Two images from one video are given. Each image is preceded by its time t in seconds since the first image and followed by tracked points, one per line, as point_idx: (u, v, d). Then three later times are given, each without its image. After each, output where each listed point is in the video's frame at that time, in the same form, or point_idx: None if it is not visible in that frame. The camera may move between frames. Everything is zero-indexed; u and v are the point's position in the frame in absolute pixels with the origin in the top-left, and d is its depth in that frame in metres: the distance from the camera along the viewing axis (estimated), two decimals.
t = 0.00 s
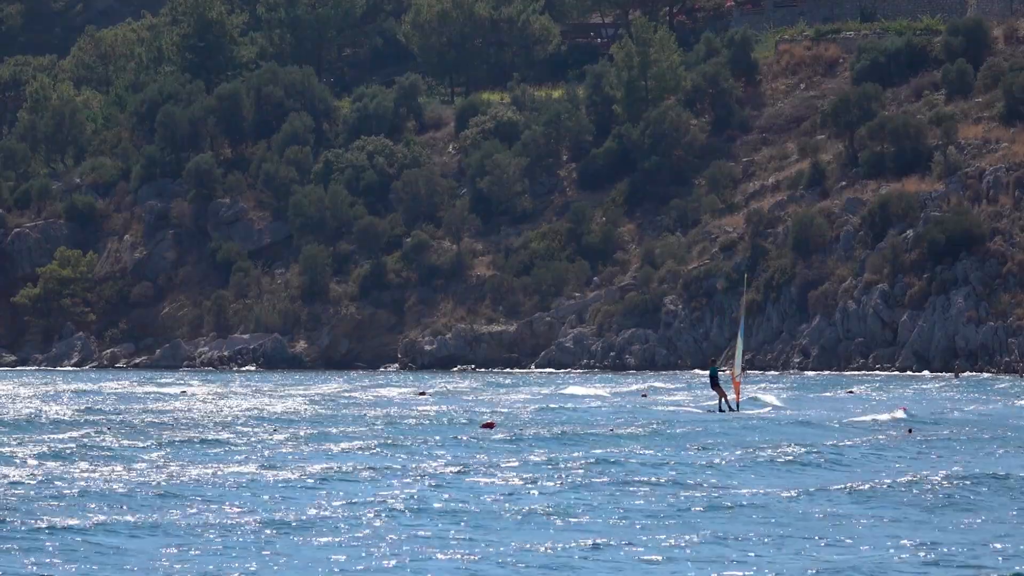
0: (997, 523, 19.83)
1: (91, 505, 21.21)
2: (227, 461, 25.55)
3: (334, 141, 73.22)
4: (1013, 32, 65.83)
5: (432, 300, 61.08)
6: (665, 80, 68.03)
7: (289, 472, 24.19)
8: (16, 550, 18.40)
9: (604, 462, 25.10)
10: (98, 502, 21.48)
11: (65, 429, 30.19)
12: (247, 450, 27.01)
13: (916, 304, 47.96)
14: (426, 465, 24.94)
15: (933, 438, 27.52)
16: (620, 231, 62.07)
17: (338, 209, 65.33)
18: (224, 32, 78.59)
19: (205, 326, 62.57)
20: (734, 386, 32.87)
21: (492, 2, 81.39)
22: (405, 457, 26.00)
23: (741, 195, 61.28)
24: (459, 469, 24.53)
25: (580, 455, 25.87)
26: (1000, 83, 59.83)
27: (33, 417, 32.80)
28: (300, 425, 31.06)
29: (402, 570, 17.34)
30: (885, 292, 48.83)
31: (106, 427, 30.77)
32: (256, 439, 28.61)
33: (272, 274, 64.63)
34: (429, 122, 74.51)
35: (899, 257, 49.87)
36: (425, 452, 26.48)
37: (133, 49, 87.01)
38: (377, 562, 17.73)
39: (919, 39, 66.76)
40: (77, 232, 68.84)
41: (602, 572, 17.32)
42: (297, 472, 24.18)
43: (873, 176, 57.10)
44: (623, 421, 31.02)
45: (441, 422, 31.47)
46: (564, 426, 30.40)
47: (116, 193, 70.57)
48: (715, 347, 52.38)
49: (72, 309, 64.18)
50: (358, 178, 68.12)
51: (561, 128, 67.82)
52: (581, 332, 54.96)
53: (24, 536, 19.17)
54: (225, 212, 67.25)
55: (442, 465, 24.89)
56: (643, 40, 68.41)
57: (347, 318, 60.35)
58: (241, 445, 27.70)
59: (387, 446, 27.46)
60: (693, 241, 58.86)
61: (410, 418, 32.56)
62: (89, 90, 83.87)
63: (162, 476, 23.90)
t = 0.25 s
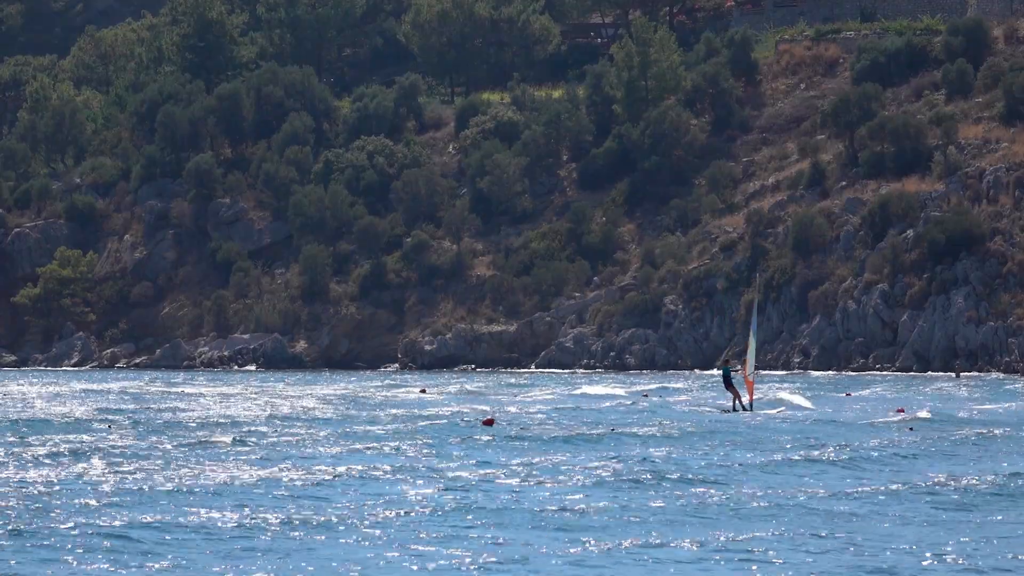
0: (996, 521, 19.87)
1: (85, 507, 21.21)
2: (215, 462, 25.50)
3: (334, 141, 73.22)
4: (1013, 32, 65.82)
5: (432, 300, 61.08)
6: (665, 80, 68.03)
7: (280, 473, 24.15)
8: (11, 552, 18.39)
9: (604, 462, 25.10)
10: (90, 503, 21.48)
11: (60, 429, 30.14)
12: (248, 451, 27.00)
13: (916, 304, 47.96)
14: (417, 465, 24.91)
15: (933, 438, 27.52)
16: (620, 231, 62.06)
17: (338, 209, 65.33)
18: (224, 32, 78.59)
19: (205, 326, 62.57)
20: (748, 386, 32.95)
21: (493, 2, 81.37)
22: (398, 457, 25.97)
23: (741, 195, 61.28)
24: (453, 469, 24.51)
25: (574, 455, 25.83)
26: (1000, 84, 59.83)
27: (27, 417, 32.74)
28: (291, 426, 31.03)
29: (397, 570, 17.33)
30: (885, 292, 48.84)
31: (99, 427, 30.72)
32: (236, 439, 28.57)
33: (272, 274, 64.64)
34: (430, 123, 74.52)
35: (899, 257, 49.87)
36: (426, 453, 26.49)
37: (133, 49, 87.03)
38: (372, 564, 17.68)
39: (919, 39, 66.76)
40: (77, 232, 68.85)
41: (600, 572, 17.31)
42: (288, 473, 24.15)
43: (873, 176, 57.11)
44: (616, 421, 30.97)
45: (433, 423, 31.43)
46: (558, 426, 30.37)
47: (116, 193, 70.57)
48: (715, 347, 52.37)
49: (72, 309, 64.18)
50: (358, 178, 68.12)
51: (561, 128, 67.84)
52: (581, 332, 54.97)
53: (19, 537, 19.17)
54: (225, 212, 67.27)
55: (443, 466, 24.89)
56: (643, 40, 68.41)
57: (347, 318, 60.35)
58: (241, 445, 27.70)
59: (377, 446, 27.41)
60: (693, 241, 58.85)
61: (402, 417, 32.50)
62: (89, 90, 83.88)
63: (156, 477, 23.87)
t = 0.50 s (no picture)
0: (1000, 521, 19.90)
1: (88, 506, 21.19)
2: (212, 463, 25.47)
3: (334, 141, 73.22)
4: (1014, 32, 65.82)
5: (432, 300, 61.08)
6: (666, 80, 68.01)
7: (281, 474, 24.16)
8: (15, 552, 18.36)
9: (604, 463, 25.10)
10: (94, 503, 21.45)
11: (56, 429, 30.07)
12: (249, 451, 27.00)
13: (916, 304, 47.95)
14: (417, 466, 24.92)
15: (933, 438, 27.51)
16: (620, 231, 62.05)
17: (338, 209, 65.38)
18: (224, 31, 78.60)
19: (205, 326, 62.57)
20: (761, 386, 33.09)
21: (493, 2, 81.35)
22: (395, 458, 25.97)
23: (741, 195, 61.28)
24: (452, 470, 24.52)
25: (572, 456, 25.84)
26: (1000, 84, 59.83)
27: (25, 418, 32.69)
28: (290, 426, 31.03)
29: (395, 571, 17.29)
30: (885, 292, 48.84)
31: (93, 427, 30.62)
32: (233, 439, 28.57)
33: (272, 274, 64.64)
34: (430, 123, 74.52)
35: (899, 257, 49.87)
36: (426, 453, 26.49)
37: (133, 49, 87.03)
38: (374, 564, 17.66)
39: (920, 39, 66.75)
40: (77, 232, 68.83)
41: (599, 572, 17.30)
42: (290, 474, 24.15)
43: (873, 176, 57.11)
44: (616, 422, 31.01)
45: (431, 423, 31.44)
46: (558, 426, 30.37)
47: (116, 193, 70.57)
48: (715, 347, 52.36)
49: (73, 309, 64.17)
50: (358, 178, 68.12)
51: (562, 128, 67.85)
52: (582, 332, 54.97)
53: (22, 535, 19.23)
54: (226, 212, 67.30)
55: (443, 466, 24.89)
56: (643, 40, 68.42)
57: (347, 318, 60.35)
58: (242, 445, 27.70)
59: (375, 446, 27.45)
60: (693, 241, 58.85)
61: (401, 418, 32.50)
62: (89, 90, 83.89)
63: (156, 477, 23.86)
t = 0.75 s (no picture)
0: (1004, 520, 19.98)
1: (91, 508, 21.17)
2: (212, 463, 25.51)
3: (334, 141, 73.22)
4: (1014, 33, 65.82)
5: (432, 300, 61.09)
6: (666, 81, 68.00)
7: (284, 474, 24.15)
8: (18, 552, 18.34)
9: (606, 463, 25.11)
10: (94, 505, 21.41)
11: (58, 429, 30.20)
12: (249, 451, 27.00)
13: (916, 304, 47.96)
14: (417, 465, 24.92)
15: (934, 438, 27.50)
16: (620, 232, 62.04)
17: (338, 209, 65.39)
18: (224, 32, 78.61)
19: (206, 326, 62.56)
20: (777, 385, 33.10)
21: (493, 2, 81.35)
22: (397, 457, 25.97)
23: (741, 195, 61.29)
24: (453, 470, 24.53)
25: (572, 456, 25.84)
26: (1000, 84, 59.84)
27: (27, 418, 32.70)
28: (289, 426, 31.04)
29: (396, 571, 17.29)
30: (885, 292, 48.85)
31: (96, 427, 30.75)
32: (234, 440, 28.58)
33: (272, 274, 64.64)
34: (430, 123, 74.52)
35: (900, 258, 49.88)
36: (427, 453, 26.49)
37: (134, 50, 87.05)
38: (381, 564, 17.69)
39: (920, 39, 66.77)
40: (77, 232, 68.81)
41: (598, 573, 17.29)
42: (293, 474, 24.15)
43: (873, 176, 57.10)
44: (616, 422, 31.01)
45: (431, 423, 31.45)
46: (559, 426, 30.37)
47: (116, 193, 70.56)
48: (715, 347, 52.35)
49: (73, 310, 64.15)
50: (358, 178, 68.12)
51: (562, 128, 67.87)
52: (582, 332, 54.97)
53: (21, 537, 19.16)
54: (226, 213, 67.32)
55: (445, 466, 24.89)
56: (643, 41, 68.43)
57: (347, 318, 60.34)
58: (242, 445, 27.71)
59: (373, 446, 27.44)
60: (693, 241, 58.84)
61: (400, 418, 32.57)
62: (89, 90, 83.90)
63: (157, 478, 23.86)
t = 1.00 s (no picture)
0: (1005, 520, 20.05)
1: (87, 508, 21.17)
2: (212, 463, 25.56)
3: (334, 141, 73.22)
4: (1014, 34, 65.80)
5: (432, 301, 61.10)
6: (666, 81, 68.00)
7: (284, 475, 24.15)
8: (19, 552, 18.39)
9: (607, 463, 25.14)
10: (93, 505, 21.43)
11: (59, 429, 30.27)
12: (249, 451, 27.04)
13: (916, 305, 47.97)
14: (417, 466, 24.94)
15: (932, 438, 27.52)
16: (620, 232, 62.05)
17: (338, 209, 65.42)
18: (224, 32, 78.63)
19: (206, 327, 62.59)
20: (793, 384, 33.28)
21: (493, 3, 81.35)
22: (398, 457, 25.99)
23: (742, 196, 61.30)
24: (455, 470, 24.57)
25: (572, 457, 25.86)
26: (1000, 85, 59.83)
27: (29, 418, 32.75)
28: (290, 426, 31.09)
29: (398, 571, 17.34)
30: (885, 293, 48.82)
31: (97, 427, 30.81)
32: (235, 440, 28.60)
33: (272, 275, 64.66)
34: (430, 123, 74.54)
35: (900, 258, 49.88)
36: (427, 453, 26.51)
37: (134, 51, 87.09)
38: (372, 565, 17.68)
39: (920, 40, 66.75)
40: (78, 233, 68.82)
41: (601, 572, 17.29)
42: (292, 475, 24.14)
43: (873, 177, 57.11)
44: (615, 423, 30.97)
45: (432, 423, 31.49)
46: (559, 427, 30.38)
47: (116, 194, 70.57)
48: (716, 347, 52.35)
49: (73, 310, 64.19)
50: (359, 179, 68.13)
51: (562, 129, 67.90)
52: (582, 332, 54.99)
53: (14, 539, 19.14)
54: (227, 213, 67.34)
55: (446, 466, 24.94)
56: (643, 41, 68.48)
57: (347, 319, 60.35)
58: (242, 445, 27.77)
59: (372, 447, 27.51)
60: (693, 242, 58.85)
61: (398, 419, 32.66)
62: (89, 91, 83.93)
63: (155, 479, 23.86)
